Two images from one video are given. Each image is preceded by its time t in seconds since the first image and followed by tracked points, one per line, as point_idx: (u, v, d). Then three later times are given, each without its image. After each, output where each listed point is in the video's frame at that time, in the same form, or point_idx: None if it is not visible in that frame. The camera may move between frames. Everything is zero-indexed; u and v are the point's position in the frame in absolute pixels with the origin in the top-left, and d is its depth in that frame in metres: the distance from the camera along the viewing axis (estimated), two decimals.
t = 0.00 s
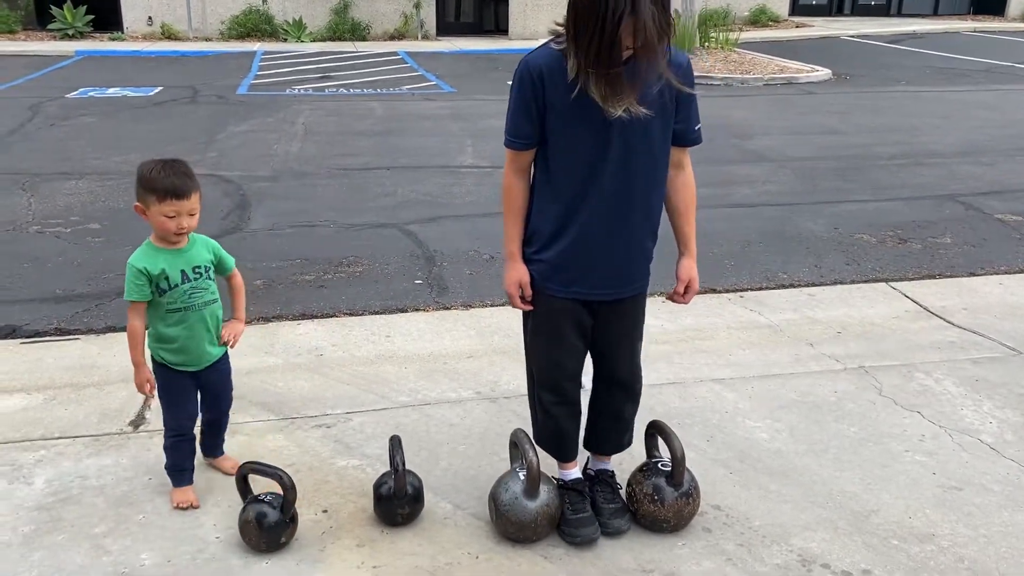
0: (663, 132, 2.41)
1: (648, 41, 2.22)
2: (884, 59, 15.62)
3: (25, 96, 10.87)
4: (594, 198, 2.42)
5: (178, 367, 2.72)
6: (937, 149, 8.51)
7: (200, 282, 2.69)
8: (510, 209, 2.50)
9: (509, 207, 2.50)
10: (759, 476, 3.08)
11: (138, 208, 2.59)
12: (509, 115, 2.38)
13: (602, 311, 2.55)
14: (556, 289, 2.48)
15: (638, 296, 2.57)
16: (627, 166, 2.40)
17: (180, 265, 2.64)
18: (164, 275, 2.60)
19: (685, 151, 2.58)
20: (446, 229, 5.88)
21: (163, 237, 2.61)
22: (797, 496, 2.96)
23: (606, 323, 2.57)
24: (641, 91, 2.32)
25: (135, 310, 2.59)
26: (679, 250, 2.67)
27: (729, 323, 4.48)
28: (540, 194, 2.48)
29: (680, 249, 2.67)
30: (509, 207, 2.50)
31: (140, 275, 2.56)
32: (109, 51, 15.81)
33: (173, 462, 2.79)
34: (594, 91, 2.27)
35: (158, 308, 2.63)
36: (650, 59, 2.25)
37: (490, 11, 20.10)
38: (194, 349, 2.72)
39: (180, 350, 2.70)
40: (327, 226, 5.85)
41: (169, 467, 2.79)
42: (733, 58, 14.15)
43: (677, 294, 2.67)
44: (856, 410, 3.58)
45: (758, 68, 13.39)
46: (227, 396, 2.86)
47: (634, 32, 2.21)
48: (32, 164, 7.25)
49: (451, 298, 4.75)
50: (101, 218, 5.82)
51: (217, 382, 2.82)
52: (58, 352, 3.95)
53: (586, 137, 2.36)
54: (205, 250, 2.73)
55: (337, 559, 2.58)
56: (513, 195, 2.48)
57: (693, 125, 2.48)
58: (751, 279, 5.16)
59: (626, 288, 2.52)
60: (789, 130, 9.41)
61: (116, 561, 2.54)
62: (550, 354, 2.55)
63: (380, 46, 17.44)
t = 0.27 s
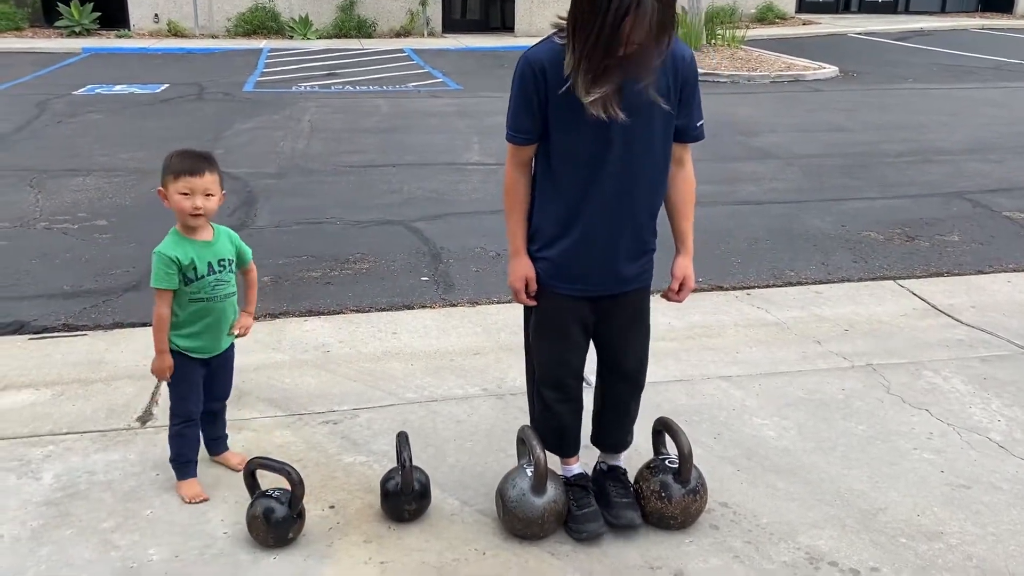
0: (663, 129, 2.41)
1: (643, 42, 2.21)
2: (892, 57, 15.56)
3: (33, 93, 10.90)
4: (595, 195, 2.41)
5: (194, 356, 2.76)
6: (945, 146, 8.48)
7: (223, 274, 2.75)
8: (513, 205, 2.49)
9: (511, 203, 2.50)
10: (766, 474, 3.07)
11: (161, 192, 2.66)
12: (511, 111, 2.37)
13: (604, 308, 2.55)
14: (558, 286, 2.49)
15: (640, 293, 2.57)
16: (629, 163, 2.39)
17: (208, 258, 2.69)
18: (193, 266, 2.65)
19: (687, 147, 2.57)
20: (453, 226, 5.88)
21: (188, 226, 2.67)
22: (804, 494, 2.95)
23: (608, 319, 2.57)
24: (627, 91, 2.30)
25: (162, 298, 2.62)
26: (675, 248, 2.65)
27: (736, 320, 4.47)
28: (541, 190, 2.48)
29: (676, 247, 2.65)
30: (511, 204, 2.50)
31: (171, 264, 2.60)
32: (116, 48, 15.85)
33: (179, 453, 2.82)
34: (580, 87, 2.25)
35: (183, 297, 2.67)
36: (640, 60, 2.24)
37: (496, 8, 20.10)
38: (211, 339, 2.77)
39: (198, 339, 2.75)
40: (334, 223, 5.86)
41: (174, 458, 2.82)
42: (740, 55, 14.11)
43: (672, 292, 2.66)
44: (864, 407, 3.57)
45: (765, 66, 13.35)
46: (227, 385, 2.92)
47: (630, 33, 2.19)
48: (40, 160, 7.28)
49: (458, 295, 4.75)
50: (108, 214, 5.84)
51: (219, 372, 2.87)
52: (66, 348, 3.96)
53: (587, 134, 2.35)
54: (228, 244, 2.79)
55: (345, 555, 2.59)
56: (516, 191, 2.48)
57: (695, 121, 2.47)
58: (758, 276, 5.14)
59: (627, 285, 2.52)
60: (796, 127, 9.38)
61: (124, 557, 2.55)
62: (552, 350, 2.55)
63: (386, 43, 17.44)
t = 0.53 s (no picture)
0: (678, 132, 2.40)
1: (672, 46, 2.20)
2: (899, 54, 15.51)
3: (40, 90, 10.92)
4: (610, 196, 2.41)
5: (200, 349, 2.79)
6: (952, 145, 8.45)
7: (232, 270, 2.76)
8: (526, 205, 2.49)
9: (524, 204, 2.49)
10: (772, 472, 3.07)
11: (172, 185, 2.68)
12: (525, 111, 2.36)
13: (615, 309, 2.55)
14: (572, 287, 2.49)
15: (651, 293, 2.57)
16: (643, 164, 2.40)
17: (215, 252, 2.71)
18: (200, 260, 2.67)
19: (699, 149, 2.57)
20: (459, 224, 5.88)
21: (197, 221, 2.69)
22: (810, 493, 2.95)
23: (619, 319, 2.58)
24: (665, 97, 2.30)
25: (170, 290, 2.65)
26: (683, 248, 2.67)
27: (742, 318, 4.47)
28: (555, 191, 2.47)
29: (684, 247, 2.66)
30: (524, 204, 2.49)
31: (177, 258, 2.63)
32: (122, 45, 15.88)
33: (179, 439, 2.88)
34: (616, 92, 2.26)
35: (190, 291, 2.70)
36: (674, 65, 2.24)
37: (502, 6, 20.09)
38: (217, 333, 2.79)
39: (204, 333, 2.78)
40: (340, 221, 5.87)
41: (175, 445, 2.89)
42: (747, 53, 14.08)
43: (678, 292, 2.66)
44: (870, 406, 3.56)
45: (772, 63, 13.30)
46: (231, 381, 2.94)
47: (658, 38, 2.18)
48: (47, 157, 7.30)
49: (464, 292, 4.75)
50: (115, 211, 5.85)
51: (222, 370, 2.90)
52: (73, 344, 3.98)
53: (603, 134, 2.35)
54: (238, 241, 2.81)
55: (351, 552, 2.59)
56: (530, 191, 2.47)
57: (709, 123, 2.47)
58: (764, 275, 5.14)
59: (639, 286, 2.52)
60: (803, 125, 9.36)
61: (132, 552, 2.56)
62: (564, 350, 2.55)
63: (392, 41, 17.44)
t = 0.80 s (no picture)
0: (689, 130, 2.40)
1: (686, 37, 2.18)
2: (905, 53, 15.46)
3: (47, 88, 10.96)
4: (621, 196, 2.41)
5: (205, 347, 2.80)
6: (958, 144, 8.43)
7: (236, 267, 2.77)
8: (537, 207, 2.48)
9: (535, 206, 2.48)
10: (777, 471, 3.07)
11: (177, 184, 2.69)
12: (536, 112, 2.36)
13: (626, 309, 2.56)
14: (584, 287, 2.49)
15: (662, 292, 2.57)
16: (655, 164, 2.39)
17: (219, 249, 2.72)
18: (204, 257, 2.68)
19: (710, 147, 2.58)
20: (465, 222, 5.88)
21: (202, 220, 2.70)
22: (816, 492, 2.95)
23: (630, 319, 2.58)
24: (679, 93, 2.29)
25: (174, 287, 2.66)
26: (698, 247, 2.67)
27: (748, 317, 4.47)
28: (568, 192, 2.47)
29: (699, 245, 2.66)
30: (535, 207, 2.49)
31: (180, 254, 2.64)
32: (129, 43, 15.92)
33: (185, 436, 2.90)
34: (628, 86, 2.24)
35: (195, 288, 2.71)
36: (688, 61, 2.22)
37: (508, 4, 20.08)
38: (221, 332, 2.80)
39: (209, 331, 2.79)
40: (346, 219, 5.87)
41: (180, 441, 2.90)
42: (753, 51, 14.05)
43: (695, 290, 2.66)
44: (875, 406, 3.56)
45: (778, 62, 13.29)
46: (238, 381, 2.95)
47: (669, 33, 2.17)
48: (54, 155, 7.32)
49: (469, 291, 4.76)
50: (122, 209, 5.87)
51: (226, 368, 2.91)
52: (80, 341, 3.99)
53: (614, 133, 2.35)
54: (243, 238, 2.82)
55: (357, 549, 2.60)
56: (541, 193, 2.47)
57: (720, 119, 2.48)
58: (770, 274, 5.13)
59: (652, 287, 2.52)
60: (808, 124, 9.34)
61: (139, 549, 2.57)
62: (576, 351, 2.56)
63: (397, 39, 17.45)
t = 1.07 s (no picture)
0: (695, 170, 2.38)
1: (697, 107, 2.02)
2: (911, 52, 15.42)
3: (53, 84, 10.98)
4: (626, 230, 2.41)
5: (205, 345, 2.80)
6: (964, 143, 8.41)
7: (236, 264, 2.77)
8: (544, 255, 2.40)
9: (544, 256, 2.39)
10: (783, 470, 3.06)
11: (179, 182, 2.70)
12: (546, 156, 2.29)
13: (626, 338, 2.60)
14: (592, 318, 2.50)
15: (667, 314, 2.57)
16: (660, 202, 2.39)
17: (219, 246, 2.72)
18: (204, 254, 2.69)
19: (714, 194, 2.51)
20: (470, 220, 5.88)
21: (202, 216, 2.71)
22: (821, 491, 2.95)
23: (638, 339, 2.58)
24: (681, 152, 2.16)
25: (174, 284, 2.67)
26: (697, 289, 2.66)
27: (753, 316, 4.46)
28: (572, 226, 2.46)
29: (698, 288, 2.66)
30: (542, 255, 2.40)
31: (180, 250, 2.65)
32: (134, 40, 15.94)
33: (190, 433, 2.90)
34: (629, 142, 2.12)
35: (195, 285, 2.72)
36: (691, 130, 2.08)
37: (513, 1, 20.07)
38: (222, 330, 2.80)
39: (210, 329, 2.79)
40: (351, 216, 5.88)
41: (185, 438, 2.91)
42: (758, 49, 14.03)
43: (694, 334, 2.68)
44: (881, 405, 3.55)
45: (783, 60, 13.26)
46: (242, 377, 2.95)
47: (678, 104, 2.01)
48: (59, 151, 7.33)
49: (473, 289, 4.75)
50: (127, 205, 5.88)
51: (229, 365, 2.91)
52: (86, 338, 4.00)
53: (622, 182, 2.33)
54: (244, 236, 2.82)
55: (362, 546, 2.61)
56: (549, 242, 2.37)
57: (726, 165, 2.43)
58: (775, 272, 5.12)
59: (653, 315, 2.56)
60: (814, 122, 9.32)
61: (144, 545, 2.57)
62: (579, 376, 2.59)
63: (401, 36, 17.45)
